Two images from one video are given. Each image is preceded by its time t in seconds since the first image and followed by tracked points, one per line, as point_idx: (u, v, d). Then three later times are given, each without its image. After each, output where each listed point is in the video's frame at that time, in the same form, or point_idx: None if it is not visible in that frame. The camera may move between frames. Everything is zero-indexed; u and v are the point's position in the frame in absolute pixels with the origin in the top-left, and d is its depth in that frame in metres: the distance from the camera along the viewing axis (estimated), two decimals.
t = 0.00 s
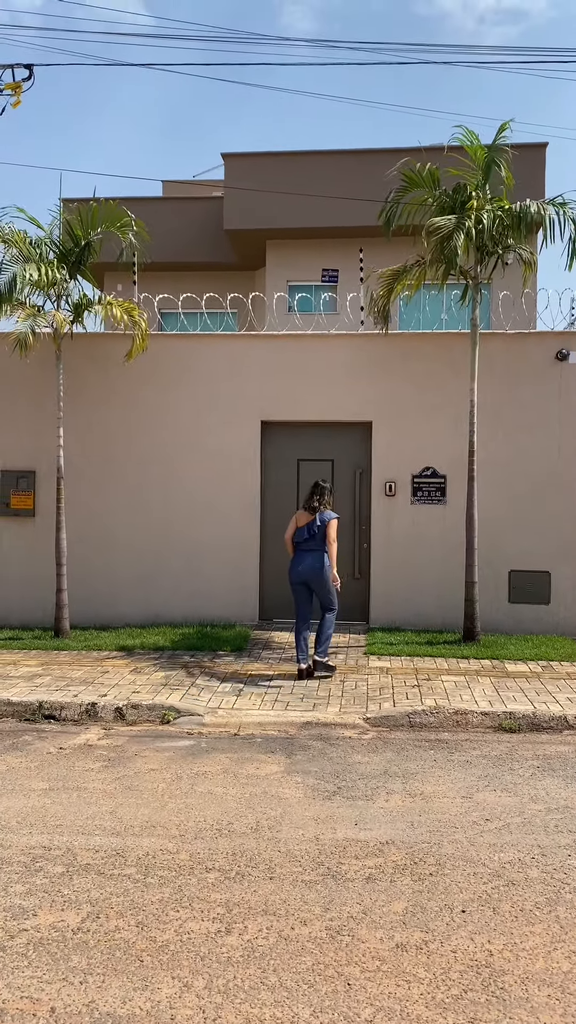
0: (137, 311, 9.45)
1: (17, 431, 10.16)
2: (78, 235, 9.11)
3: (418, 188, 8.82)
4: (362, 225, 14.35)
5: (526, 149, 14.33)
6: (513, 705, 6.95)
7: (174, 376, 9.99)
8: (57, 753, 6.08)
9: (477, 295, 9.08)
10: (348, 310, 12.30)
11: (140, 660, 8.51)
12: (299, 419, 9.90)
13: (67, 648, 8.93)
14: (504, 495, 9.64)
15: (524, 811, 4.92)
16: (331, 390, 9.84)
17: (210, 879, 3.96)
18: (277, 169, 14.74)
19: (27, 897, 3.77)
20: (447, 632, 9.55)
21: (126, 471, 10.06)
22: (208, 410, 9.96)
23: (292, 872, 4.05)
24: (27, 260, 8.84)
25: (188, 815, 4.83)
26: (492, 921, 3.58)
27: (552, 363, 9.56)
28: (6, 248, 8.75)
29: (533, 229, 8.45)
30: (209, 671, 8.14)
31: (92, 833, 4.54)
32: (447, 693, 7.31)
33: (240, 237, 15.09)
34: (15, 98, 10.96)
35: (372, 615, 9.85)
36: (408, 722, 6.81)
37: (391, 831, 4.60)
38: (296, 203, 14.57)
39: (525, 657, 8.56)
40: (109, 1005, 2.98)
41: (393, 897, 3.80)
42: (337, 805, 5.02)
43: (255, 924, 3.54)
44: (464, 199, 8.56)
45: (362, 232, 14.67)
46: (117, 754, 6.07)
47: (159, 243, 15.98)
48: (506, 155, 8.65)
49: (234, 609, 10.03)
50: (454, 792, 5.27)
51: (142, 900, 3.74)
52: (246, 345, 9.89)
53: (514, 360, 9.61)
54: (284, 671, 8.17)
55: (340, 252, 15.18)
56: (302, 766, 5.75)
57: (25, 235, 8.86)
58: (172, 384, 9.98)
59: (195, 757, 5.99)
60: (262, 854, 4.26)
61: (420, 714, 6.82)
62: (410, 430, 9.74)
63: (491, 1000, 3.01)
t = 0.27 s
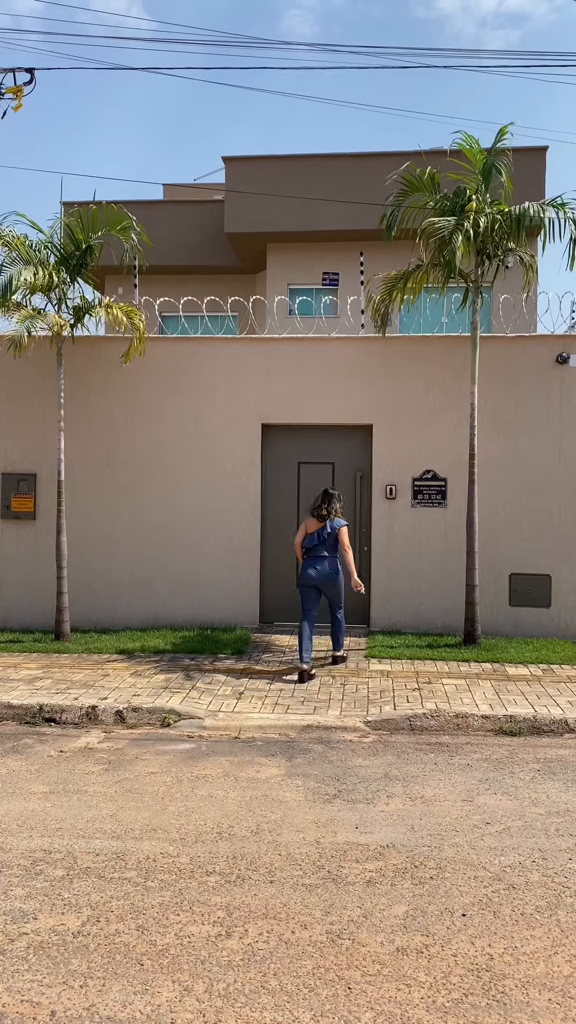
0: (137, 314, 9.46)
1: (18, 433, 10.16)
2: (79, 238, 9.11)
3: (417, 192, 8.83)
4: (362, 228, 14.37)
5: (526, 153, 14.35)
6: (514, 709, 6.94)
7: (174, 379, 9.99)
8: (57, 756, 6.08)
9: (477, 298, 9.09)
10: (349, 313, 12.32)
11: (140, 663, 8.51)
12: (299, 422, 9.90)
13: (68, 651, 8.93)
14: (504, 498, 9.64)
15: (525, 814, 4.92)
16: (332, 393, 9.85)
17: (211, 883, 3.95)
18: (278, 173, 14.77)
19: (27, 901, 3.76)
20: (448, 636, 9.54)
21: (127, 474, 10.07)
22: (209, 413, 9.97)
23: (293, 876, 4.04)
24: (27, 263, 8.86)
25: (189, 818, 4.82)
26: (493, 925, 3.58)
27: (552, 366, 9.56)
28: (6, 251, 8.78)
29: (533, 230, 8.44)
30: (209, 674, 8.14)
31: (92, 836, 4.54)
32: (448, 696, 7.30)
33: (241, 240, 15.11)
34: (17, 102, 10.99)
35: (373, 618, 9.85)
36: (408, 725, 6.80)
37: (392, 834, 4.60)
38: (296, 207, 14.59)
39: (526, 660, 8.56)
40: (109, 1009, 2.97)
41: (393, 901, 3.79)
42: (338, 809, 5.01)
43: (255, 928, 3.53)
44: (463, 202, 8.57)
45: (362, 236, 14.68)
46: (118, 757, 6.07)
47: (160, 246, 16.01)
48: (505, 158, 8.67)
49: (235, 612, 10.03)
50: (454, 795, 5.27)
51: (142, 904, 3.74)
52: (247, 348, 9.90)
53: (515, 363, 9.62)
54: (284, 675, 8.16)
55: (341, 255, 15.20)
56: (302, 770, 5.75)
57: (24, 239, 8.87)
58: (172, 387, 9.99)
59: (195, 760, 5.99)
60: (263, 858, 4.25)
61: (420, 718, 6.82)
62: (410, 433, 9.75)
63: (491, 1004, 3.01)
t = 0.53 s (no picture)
0: (137, 316, 9.47)
1: (18, 436, 10.17)
2: (79, 240, 9.11)
3: (416, 195, 8.85)
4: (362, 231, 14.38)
5: (526, 155, 14.36)
6: (514, 711, 6.94)
7: (175, 381, 10.00)
8: (58, 759, 6.08)
9: (477, 300, 9.09)
10: (349, 316, 12.33)
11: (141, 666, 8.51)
12: (299, 424, 9.91)
13: (68, 654, 8.92)
14: (504, 501, 9.65)
15: (525, 817, 4.91)
16: (332, 395, 9.85)
17: (211, 884, 3.95)
18: (278, 175, 14.78)
19: (27, 903, 3.76)
20: (448, 638, 9.54)
21: (127, 476, 10.07)
22: (209, 416, 9.97)
23: (293, 878, 4.04)
24: (27, 265, 8.87)
25: (189, 821, 4.82)
26: (493, 927, 3.58)
27: (552, 369, 9.57)
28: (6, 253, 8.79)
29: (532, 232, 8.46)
30: (210, 677, 8.14)
31: (92, 839, 4.54)
32: (448, 699, 7.31)
33: (241, 243, 15.12)
34: (17, 105, 11.01)
35: (374, 620, 9.85)
36: (408, 728, 6.80)
37: (391, 837, 4.60)
38: (296, 209, 14.61)
39: (526, 662, 8.56)
40: (109, 1012, 2.97)
41: (394, 903, 3.79)
42: (338, 811, 5.01)
43: (255, 930, 3.53)
44: (462, 205, 8.59)
45: (362, 238, 14.70)
46: (118, 759, 6.07)
47: (160, 249, 16.02)
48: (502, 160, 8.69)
49: (235, 614, 10.02)
50: (455, 798, 5.27)
51: (143, 906, 3.74)
52: (247, 350, 9.91)
53: (515, 365, 9.62)
54: (285, 677, 8.16)
55: (341, 257, 15.21)
56: (303, 772, 5.75)
57: (24, 241, 8.89)
58: (173, 389, 9.99)
59: (196, 763, 5.98)
60: (263, 860, 4.25)
61: (421, 720, 6.82)
62: (411, 435, 9.75)
63: (491, 1007, 3.01)
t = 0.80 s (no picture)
0: (137, 318, 9.48)
1: (18, 437, 10.17)
2: (79, 242, 9.14)
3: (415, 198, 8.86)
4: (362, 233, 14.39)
5: (526, 157, 14.37)
6: (514, 713, 6.93)
7: (174, 383, 10.00)
8: (57, 761, 6.07)
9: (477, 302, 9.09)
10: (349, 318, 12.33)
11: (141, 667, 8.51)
12: (299, 426, 9.91)
13: (68, 656, 8.92)
14: (504, 503, 9.65)
15: (525, 819, 4.90)
16: (332, 397, 9.85)
17: (211, 887, 3.95)
18: (278, 177, 14.80)
19: (26, 906, 3.75)
20: (448, 640, 9.53)
21: (127, 478, 10.07)
22: (209, 417, 9.97)
23: (293, 881, 4.04)
24: (27, 267, 8.88)
25: (189, 823, 4.82)
26: (493, 930, 3.57)
27: (552, 371, 9.57)
28: (5, 255, 8.80)
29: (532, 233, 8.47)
30: (210, 679, 8.13)
31: (92, 841, 4.53)
32: (449, 701, 7.30)
33: (241, 245, 15.13)
34: (18, 108, 11.03)
35: (374, 622, 9.85)
36: (409, 730, 6.79)
37: (391, 839, 4.59)
38: (296, 211, 14.62)
39: (526, 664, 8.56)
40: (108, 1015, 2.96)
41: (394, 905, 3.79)
42: (338, 813, 5.00)
43: (255, 932, 3.53)
44: (462, 206, 8.58)
45: (362, 240, 14.71)
46: (118, 762, 6.06)
47: (160, 251, 16.03)
48: (499, 162, 8.70)
49: (235, 616, 10.02)
50: (455, 800, 5.26)
51: (142, 908, 3.73)
52: (247, 352, 9.91)
53: (514, 367, 9.62)
54: (285, 679, 8.15)
55: (341, 259, 15.22)
56: (302, 774, 5.74)
57: (24, 243, 8.89)
58: (173, 390, 9.99)
59: (195, 765, 5.98)
60: (262, 863, 4.24)
61: (421, 722, 6.81)
62: (411, 437, 9.75)
63: (491, 1010, 3.00)
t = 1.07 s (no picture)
0: (137, 319, 9.49)
1: (18, 438, 10.17)
2: (79, 243, 9.14)
3: (415, 200, 8.88)
4: (362, 235, 14.40)
5: (525, 159, 14.38)
6: (514, 714, 6.93)
7: (174, 384, 10.00)
8: (57, 762, 6.07)
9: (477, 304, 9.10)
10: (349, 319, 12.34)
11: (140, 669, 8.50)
12: (299, 427, 9.91)
13: (67, 657, 8.92)
14: (504, 504, 9.65)
15: (525, 820, 4.90)
16: (332, 398, 9.85)
17: (210, 888, 3.95)
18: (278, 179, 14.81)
19: (26, 907, 3.75)
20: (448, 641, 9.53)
21: (126, 479, 10.07)
22: (209, 418, 9.97)
23: (293, 882, 4.03)
24: (28, 268, 8.89)
25: (188, 825, 4.81)
26: (492, 932, 3.57)
27: (552, 372, 9.57)
28: (6, 256, 8.81)
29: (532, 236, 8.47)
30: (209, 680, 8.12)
31: (91, 842, 4.53)
32: (448, 702, 7.30)
33: (241, 246, 15.14)
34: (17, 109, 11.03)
35: (374, 623, 9.85)
36: (408, 731, 6.79)
37: (391, 840, 4.59)
38: (296, 213, 14.63)
39: (526, 665, 8.57)
40: (107, 1018, 2.95)
41: (393, 907, 3.78)
42: (338, 815, 4.99)
43: (255, 934, 3.52)
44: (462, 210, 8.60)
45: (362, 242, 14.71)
46: (117, 763, 6.05)
47: (160, 253, 16.04)
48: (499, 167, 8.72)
49: (235, 617, 10.02)
50: (455, 801, 5.25)
51: (142, 910, 3.73)
52: (247, 354, 9.92)
53: (514, 368, 9.63)
54: (285, 681, 8.14)
55: (340, 261, 15.22)
56: (302, 776, 5.74)
57: (24, 244, 8.90)
58: (172, 392, 10.00)
59: (195, 767, 5.97)
60: (262, 864, 4.24)
61: (421, 723, 6.81)
62: (410, 438, 9.75)
63: (491, 1012, 3.00)
